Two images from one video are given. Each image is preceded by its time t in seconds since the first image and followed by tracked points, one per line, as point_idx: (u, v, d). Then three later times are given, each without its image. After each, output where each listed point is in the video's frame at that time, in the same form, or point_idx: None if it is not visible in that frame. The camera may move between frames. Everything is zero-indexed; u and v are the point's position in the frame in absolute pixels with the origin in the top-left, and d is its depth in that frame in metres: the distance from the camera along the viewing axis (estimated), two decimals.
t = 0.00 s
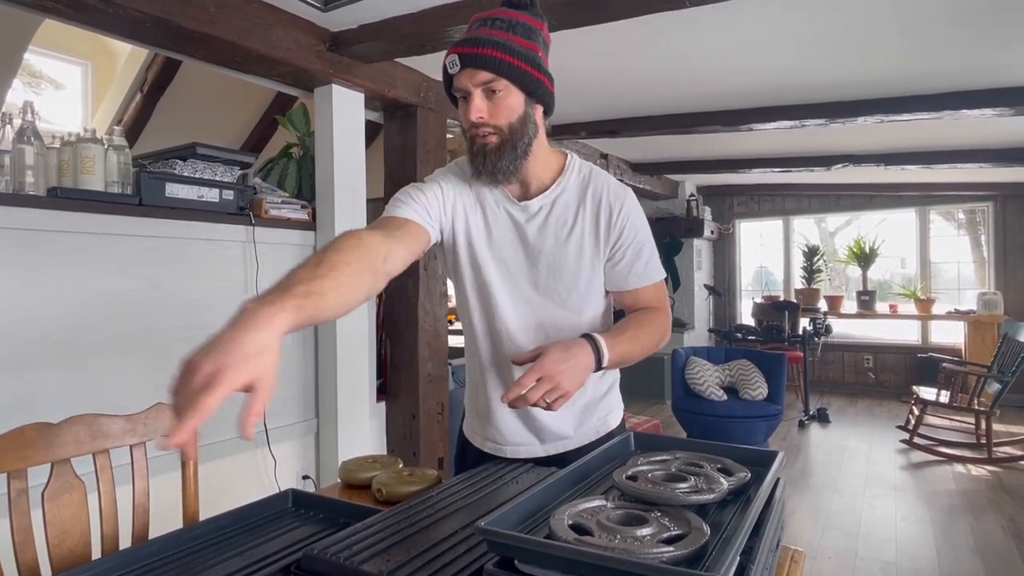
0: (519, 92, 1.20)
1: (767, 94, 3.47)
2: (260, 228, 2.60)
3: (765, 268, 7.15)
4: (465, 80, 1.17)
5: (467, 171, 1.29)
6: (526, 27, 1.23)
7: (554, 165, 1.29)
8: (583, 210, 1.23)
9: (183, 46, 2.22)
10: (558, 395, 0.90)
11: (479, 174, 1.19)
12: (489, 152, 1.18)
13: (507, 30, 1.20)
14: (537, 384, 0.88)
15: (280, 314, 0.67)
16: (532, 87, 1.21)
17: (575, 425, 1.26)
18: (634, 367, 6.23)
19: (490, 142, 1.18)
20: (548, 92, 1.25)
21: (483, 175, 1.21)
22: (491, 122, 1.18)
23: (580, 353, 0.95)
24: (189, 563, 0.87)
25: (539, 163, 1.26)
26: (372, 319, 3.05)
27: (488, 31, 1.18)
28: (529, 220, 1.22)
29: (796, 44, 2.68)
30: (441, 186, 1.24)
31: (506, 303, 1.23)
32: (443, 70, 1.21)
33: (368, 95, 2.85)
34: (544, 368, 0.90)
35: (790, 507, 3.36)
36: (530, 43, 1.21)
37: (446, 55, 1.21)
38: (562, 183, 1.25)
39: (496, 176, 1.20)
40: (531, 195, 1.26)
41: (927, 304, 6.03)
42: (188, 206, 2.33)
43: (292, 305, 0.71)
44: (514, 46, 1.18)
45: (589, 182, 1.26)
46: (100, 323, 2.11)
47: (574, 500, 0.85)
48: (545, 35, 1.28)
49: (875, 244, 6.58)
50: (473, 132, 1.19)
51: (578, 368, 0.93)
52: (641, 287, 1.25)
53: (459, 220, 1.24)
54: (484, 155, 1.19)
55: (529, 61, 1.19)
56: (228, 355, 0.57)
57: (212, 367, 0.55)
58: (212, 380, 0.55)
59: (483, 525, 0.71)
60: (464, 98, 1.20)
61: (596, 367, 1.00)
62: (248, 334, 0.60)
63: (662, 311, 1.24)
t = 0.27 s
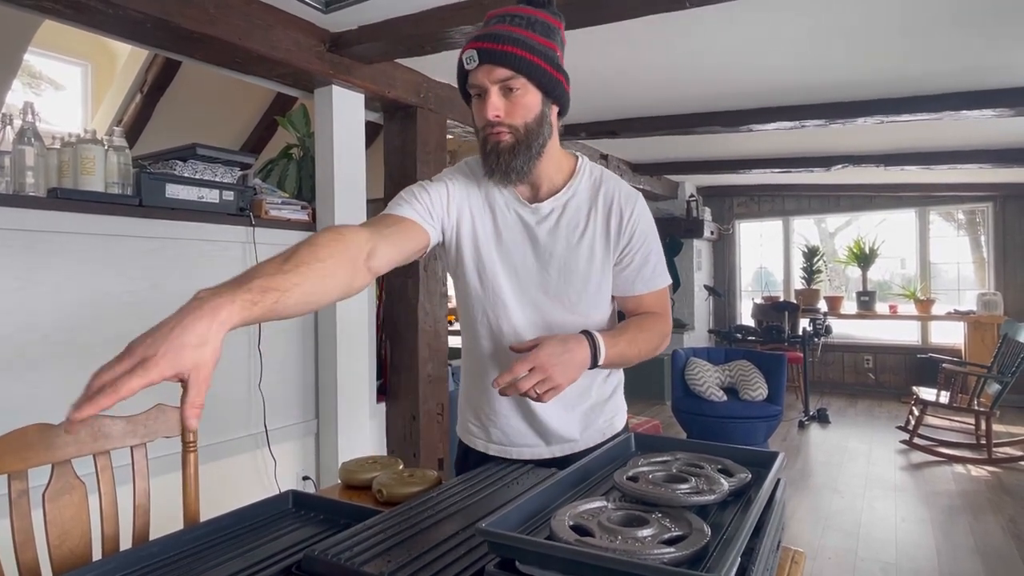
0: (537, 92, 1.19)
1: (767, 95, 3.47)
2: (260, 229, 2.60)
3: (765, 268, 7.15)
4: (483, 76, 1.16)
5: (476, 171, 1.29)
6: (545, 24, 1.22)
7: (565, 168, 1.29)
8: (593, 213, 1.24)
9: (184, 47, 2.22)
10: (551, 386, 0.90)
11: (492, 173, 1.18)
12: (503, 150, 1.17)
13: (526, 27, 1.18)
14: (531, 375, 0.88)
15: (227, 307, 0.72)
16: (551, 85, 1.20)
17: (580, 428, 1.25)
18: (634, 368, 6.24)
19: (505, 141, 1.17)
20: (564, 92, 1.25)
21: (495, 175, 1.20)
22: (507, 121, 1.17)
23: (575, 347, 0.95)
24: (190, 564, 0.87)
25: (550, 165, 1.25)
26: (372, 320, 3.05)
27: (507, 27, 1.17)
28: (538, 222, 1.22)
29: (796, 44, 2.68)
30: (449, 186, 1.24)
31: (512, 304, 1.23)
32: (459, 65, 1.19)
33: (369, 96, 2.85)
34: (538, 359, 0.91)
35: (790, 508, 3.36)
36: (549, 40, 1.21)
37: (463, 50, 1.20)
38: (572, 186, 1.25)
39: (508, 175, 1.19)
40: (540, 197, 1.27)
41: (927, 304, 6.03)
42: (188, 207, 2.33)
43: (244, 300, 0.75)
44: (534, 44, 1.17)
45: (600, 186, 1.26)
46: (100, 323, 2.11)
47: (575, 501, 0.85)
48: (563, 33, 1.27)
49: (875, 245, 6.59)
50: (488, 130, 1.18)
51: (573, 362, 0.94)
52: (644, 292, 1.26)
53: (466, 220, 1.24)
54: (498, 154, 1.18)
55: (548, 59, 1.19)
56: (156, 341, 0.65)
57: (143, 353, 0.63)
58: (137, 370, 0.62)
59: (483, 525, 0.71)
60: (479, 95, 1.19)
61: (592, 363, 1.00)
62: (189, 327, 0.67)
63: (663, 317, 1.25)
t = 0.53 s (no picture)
0: (546, 91, 1.19)
1: (767, 95, 3.47)
2: (260, 229, 2.60)
3: (765, 269, 7.15)
4: (493, 76, 1.15)
5: (483, 167, 1.28)
6: (553, 23, 1.22)
7: (569, 171, 1.29)
8: (597, 217, 1.24)
9: (183, 48, 2.22)
10: (544, 388, 0.90)
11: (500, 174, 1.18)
12: (511, 151, 1.17)
13: (535, 26, 1.19)
14: (524, 375, 0.88)
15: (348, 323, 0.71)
16: (560, 85, 1.20)
17: (578, 431, 1.24)
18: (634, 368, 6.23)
19: (513, 142, 1.16)
20: (572, 91, 1.25)
21: (503, 175, 1.19)
22: (516, 122, 1.16)
23: (568, 350, 0.96)
24: (188, 566, 0.87)
25: (557, 164, 1.25)
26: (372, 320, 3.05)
27: (517, 27, 1.17)
28: (542, 225, 1.22)
29: (795, 45, 2.68)
30: (455, 184, 1.22)
31: (515, 306, 1.23)
32: (467, 63, 1.18)
33: (369, 97, 2.85)
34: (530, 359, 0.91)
35: (791, 509, 3.36)
36: (558, 39, 1.21)
37: (471, 49, 1.19)
38: (576, 188, 1.25)
39: (517, 176, 1.19)
40: (545, 198, 1.26)
41: (927, 305, 6.02)
42: (188, 208, 2.33)
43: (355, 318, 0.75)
44: (544, 44, 1.17)
45: (604, 189, 1.27)
46: (100, 324, 2.11)
47: (574, 502, 0.85)
48: (570, 32, 1.27)
49: (875, 245, 6.59)
50: (496, 131, 1.17)
51: (566, 364, 0.94)
52: (643, 297, 1.28)
53: (470, 220, 1.23)
54: (506, 155, 1.17)
55: (557, 59, 1.19)
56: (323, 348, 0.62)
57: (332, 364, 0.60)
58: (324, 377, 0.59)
59: (482, 527, 0.71)
60: (487, 94, 1.18)
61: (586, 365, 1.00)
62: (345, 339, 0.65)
63: (661, 322, 1.26)
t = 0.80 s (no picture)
0: (550, 89, 1.18)
1: (768, 95, 3.47)
2: (260, 230, 2.60)
3: (765, 269, 7.15)
4: (499, 73, 1.14)
5: (482, 164, 1.26)
6: (558, 21, 1.21)
7: (569, 171, 1.29)
8: (598, 216, 1.24)
9: (183, 48, 2.22)
10: (551, 386, 0.90)
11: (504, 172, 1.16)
12: (515, 149, 1.15)
13: (540, 23, 1.17)
14: (531, 373, 0.87)
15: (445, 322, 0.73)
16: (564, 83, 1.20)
17: (577, 431, 1.23)
18: (634, 368, 6.23)
19: (518, 140, 1.15)
20: (576, 89, 1.24)
21: (507, 174, 1.19)
22: (520, 120, 1.15)
23: (573, 350, 0.96)
24: (187, 568, 0.87)
25: (558, 163, 1.25)
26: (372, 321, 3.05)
27: (522, 24, 1.15)
28: (546, 224, 1.21)
29: (795, 45, 2.68)
30: (459, 182, 1.20)
31: (517, 306, 1.20)
32: (472, 59, 1.17)
33: (369, 97, 2.85)
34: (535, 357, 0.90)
35: (791, 509, 3.35)
36: (562, 37, 1.20)
37: (476, 45, 1.17)
38: (578, 188, 1.25)
39: (520, 174, 1.18)
40: (546, 198, 1.26)
41: (927, 305, 6.01)
42: (188, 209, 2.33)
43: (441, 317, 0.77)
44: (549, 41, 1.16)
45: (604, 189, 1.27)
46: (99, 325, 2.11)
47: (573, 503, 0.85)
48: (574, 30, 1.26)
49: (875, 245, 6.59)
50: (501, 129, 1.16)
51: (570, 363, 0.94)
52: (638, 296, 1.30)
53: (475, 218, 1.21)
54: (510, 153, 1.15)
55: (562, 56, 1.18)
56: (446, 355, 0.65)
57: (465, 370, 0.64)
58: (448, 387, 0.62)
59: (481, 527, 0.71)
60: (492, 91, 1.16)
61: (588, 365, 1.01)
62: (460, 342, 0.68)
63: (656, 323, 1.28)
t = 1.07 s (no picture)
0: (561, 90, 1.19)
1: (768, 96, 3.47)
2: (261, 231, 2.60)
3: (766, 270, 7.15)
4: (513, 71, 1.14)
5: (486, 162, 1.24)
6: (568, 23, 1.22)
7: (573, 172, 1.29)
8: (600, 217, 1.26)
9: (185, 51, 2.23)
10: (570, 380, 0.92)
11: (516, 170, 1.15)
12: (528, 148, 1.15)
13: (553, 25, 1.18)
14: (549, 369, 0.89)
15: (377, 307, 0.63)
16: (574, 84, 1.21)
17: (578, 431, 1.24)
18: (635, 369, 6.23)
19: (532, 139, 1.15)
20: (584, 91, 1.26)
21: (517, 174, 1.18)
22: (534, 119, 1.15)
23: (588, 345, 0.96)
24: (189, 568, 0.87)
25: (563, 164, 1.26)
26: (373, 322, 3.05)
27: (536, 25, 1.16)
28: (552, 225, 1.21)
29: (795, 46, 2.69)
30: (467, 180, 1.15)
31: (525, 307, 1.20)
32: (486, 58, 1.17)
33: (369, 99, 2.85)
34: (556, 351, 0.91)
35: (791, 510, 3.35)
36: (572, 40, 1.21)
37: (490, 44, 1.17)
38: (581, 188, 1.26)
39: (529, 175, 1.18)
40: (549, 198, 1.26)
41: (928, 305, 5.99)
42: (189, 210, 2.34)
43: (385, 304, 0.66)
44: (561, 43, 1.17)
45: (605, 190, 1.29)
46: (101, 327, 2.11)
47: (573, 504, 0.85)
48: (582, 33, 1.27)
49: (876, 246, 6.59)
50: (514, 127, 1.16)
51: (587, 357, 0.95)
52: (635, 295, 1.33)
53: (483, 218, 1.17)
54: (522, 152, 1.15)
55: (573, 58, 1.19)
56: (328, 337, 0.54)
57: (339, 357, 0.52)
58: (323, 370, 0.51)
59: (481, 530, 0.71)
60: (505, 90, 1.17)
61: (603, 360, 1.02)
62: (368, 325, 0.57)
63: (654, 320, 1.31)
